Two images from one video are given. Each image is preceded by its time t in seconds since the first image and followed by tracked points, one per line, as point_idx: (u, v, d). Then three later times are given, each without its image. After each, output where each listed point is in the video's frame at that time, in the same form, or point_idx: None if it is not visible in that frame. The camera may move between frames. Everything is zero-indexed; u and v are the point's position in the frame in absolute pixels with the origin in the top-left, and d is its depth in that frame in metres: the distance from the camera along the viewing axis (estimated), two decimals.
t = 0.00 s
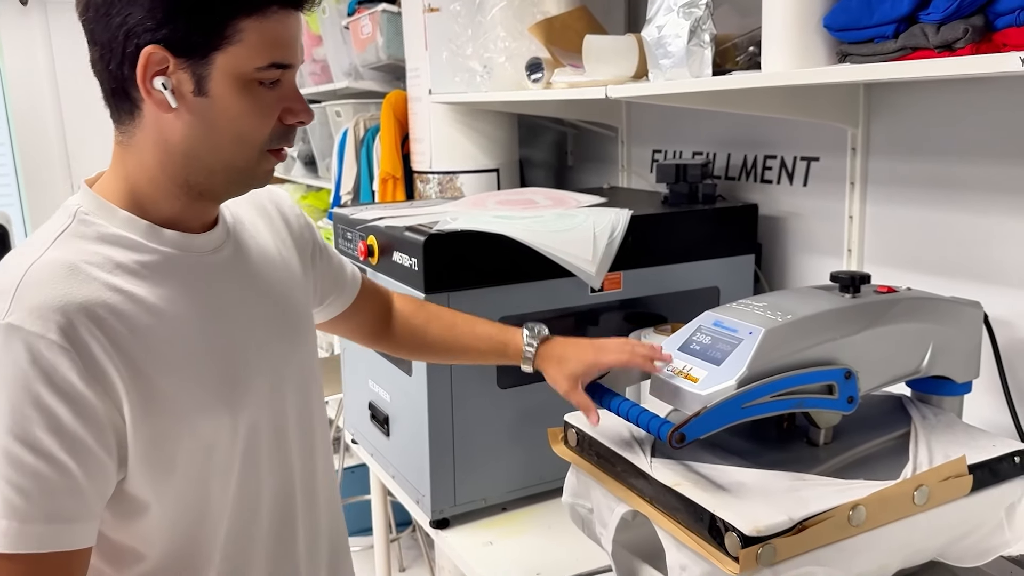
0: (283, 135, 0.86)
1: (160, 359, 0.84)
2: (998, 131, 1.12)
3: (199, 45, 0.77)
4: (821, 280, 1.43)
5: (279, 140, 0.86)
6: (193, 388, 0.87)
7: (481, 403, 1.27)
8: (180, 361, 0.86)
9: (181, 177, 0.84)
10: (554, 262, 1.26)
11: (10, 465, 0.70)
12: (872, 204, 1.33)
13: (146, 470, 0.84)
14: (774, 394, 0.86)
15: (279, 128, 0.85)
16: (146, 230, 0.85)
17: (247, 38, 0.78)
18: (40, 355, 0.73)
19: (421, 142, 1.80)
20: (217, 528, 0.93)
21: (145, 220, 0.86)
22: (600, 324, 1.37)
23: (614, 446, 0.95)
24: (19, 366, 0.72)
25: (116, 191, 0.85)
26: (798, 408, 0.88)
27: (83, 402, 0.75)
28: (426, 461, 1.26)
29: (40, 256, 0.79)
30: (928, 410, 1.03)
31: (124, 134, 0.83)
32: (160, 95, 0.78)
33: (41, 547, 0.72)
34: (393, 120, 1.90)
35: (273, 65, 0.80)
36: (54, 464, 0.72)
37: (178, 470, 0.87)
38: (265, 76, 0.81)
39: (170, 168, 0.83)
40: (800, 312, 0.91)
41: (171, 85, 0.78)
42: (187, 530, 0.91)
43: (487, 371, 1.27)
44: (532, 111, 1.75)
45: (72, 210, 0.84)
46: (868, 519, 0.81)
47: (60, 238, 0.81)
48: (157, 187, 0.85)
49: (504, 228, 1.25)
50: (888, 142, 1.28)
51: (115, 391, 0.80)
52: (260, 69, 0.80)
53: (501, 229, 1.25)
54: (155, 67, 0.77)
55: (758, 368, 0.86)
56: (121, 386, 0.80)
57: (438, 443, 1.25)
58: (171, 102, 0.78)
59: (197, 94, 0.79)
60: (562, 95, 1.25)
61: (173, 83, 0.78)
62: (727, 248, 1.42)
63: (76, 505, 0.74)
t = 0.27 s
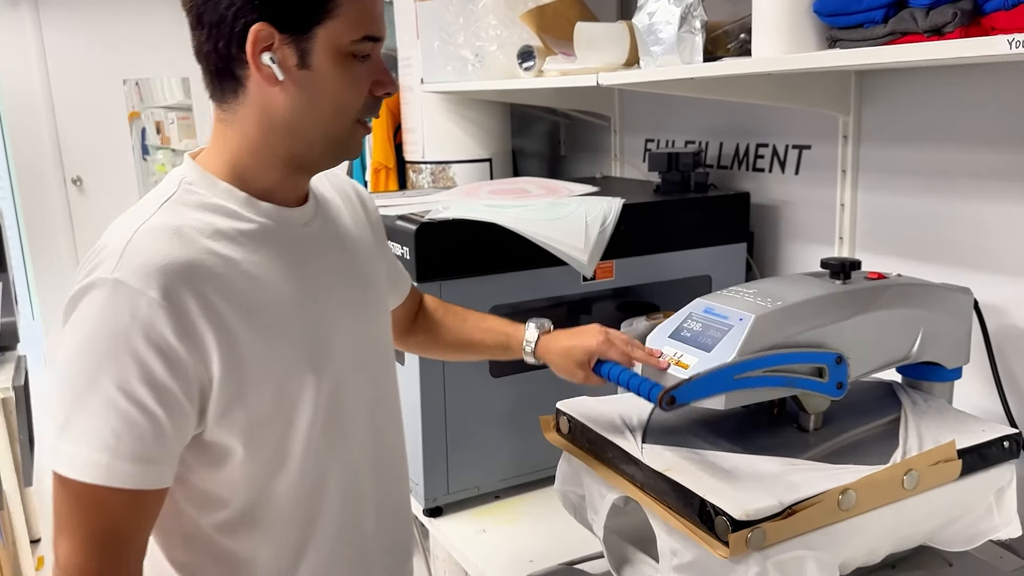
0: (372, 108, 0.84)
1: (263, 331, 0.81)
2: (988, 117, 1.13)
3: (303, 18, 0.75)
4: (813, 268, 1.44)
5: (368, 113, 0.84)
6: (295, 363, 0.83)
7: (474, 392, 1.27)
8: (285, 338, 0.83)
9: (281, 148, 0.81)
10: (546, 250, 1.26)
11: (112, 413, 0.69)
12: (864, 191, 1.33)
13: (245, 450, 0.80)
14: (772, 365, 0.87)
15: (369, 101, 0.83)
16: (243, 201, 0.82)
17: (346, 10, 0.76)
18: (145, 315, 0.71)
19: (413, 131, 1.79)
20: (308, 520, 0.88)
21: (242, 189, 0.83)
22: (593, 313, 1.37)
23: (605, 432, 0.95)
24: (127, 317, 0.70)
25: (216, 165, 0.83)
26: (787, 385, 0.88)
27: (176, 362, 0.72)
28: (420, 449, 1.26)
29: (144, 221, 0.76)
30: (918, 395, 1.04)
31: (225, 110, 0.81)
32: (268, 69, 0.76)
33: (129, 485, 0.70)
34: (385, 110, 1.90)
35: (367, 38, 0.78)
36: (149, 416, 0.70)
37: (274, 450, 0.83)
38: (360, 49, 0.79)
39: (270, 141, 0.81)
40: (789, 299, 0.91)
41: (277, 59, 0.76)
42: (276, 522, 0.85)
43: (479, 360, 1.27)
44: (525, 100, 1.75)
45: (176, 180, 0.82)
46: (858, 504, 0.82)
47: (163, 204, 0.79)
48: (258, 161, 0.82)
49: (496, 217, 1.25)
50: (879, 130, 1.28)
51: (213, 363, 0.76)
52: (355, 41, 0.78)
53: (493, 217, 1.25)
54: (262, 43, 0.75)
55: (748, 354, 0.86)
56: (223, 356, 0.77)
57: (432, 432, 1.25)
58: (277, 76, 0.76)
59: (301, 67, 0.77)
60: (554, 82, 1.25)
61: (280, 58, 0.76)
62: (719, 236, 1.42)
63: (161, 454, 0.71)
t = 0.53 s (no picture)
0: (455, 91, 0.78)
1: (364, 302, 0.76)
2: (983, 104, 1.12)
3: None
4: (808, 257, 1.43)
5: (450, 94, 0.77)
6: (386, 347, 0.79)
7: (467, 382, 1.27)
8: (389, 301, 0.79)
9: (372, 125, 0.76)
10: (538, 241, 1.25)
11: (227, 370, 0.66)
12: (859, 179, 1.32)
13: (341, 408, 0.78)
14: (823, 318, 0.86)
15: (452, 85, 0.76)
16: (336, 169, 0.77)
17: None
18: (260, 263, 0.68)
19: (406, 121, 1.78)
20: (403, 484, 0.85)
21: (335, 162, 0.77)
22: (586, 303, 1.37)
23: (596, 421, 0.94)
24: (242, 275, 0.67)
25: (310, 135, 0.78)
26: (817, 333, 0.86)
27: (286, 314, 0.70)
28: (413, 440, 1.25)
29: (249, 187, 0.72)
30: (911, 383, 1.03)
31: (319, 83, 0.76)
32: (359, 47, 0.71)
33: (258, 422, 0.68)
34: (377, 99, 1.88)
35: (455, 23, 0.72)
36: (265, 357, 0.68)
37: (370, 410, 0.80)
38: (448, 33, 0.73)
39: (360, 118, 0.75)
40: (781, 292, 0.91)
41: (368, 38, 0.70)
42: (370, 480, 0.83)
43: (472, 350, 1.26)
44: (518, 88, 1.74)
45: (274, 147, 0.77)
46: (851, 491, 0.81)
47: (266, 170, 0.74)
48: (349, 139, 0.77)
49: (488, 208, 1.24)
50: (874, 117, 1.28)
51: (316, 321, 0.72)
52: (442, 25, 0.72)
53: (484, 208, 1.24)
54: (355, 21, 0.70)
55: (739, 346, 0.85)
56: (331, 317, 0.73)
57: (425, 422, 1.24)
58: (368, 53, 0.71)
59: (390, 46, 0.71)
60: (547, 69, 1.24)
61: (371, 36, 0.70)
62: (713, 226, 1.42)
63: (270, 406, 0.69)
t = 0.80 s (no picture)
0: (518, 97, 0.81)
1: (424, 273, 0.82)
2: (986, 94, 1.11)
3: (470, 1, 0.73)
4: (807, 248, 1.42)
5: (514, 100, 0.81)
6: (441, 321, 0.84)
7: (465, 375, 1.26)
8: (446, 272, 0.84)
9: (434, 117, 0.81)
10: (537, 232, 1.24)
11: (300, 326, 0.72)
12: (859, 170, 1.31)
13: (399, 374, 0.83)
14: (844, 326, 0.87)
15: (515, 92, 0.79)
16: (400, 154, 0.82)
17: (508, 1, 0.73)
18: (331, 228, 0.73)
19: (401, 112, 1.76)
20: (434, 446, 0.90)
21: (401, 147, 0.83)
22: (585, 295, 1.36)
23: (595, 409, 0.94)
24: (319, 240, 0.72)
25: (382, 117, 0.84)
26: (840, 317, 0.86)
27: (359, 275, 0.75)
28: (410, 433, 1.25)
29: (321, 162, 0.77)
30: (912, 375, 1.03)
31: (394, 69, 0.81)
32: (427, 44, 0.75)
33: (335, 375, 0.73)
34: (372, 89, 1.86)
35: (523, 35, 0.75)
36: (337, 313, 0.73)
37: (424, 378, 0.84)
38: (516, 43, 0.76)
39: (425, 107, 0.80)
40: (782, 285, 0.90)
41: (438, 36, 0.75)
42: (408, 443, 0.88)
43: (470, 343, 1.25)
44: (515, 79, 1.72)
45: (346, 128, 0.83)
46: (855, 480, 0.80)
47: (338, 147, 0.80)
48: (414, 125, 0.83)
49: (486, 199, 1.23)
50: (874, 107, 1.26)
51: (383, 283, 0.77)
52: (511, 36, 0.75)
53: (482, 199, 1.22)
54: (428, 18, 0.74)
55: (741, 338, 0.84)
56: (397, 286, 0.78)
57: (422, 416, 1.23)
58: (434, 50, 0.75)
59: (457, 48, 0.75)
60: (544, 59, 1.23)
61: (441, 35, 0.75)
62: (712, 217, 1.41)
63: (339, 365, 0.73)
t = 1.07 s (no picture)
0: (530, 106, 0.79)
1: (438, 269, 0.82)
2: (991, 84, 1.10)
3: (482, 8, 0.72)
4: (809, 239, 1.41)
5: (526, 110, 0.79)
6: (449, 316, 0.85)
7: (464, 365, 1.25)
8: (458, 267, 0.85)
9: (446, 120, 0.80)
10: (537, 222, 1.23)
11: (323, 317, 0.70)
12: (862, 161, 1.30)
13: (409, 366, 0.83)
14: (873, 333, 0.90)
15: (526, 99, 0.77)
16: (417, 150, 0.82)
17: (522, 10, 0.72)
18: (360, 218, 0.73)
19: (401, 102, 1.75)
20: (432, 438, 0.90)
21: (415, 144, 0.82)
22: (585, 287, 1.35)
23: (595, 387, 0.93)
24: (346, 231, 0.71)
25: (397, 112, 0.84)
26: (878, 322, 0.90)
27: (385, 266, 0.74)
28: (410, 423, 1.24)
29: (339, 155, 0.76)
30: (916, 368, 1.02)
31: (410, 67, 0.81)
32: (439, 45, 0.75)
33: (371, 367, 0.73)
34: (372, 79, 1.85)
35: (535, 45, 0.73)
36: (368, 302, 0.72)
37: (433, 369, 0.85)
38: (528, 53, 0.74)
39: (437, 109, 0.80)
40: (786, 277, 0.89)
41: (450, 39, 0.74)
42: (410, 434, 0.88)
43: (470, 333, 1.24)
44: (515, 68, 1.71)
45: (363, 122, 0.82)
46: (857, 459, 0.79)
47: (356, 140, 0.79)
48: (427, 126, 0.82)
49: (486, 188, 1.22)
50: (878, 97, 1.25)
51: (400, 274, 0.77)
52: (523, 44, 0.74)
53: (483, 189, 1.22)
54: (441, 21, 0.73)
55: (745, 328, 0.84)
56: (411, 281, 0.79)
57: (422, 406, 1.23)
58: (445, 54, 0.75)
59: (468, 53, 0.74)
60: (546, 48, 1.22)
61: (453, 38, 0.74)
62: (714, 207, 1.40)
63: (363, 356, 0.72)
